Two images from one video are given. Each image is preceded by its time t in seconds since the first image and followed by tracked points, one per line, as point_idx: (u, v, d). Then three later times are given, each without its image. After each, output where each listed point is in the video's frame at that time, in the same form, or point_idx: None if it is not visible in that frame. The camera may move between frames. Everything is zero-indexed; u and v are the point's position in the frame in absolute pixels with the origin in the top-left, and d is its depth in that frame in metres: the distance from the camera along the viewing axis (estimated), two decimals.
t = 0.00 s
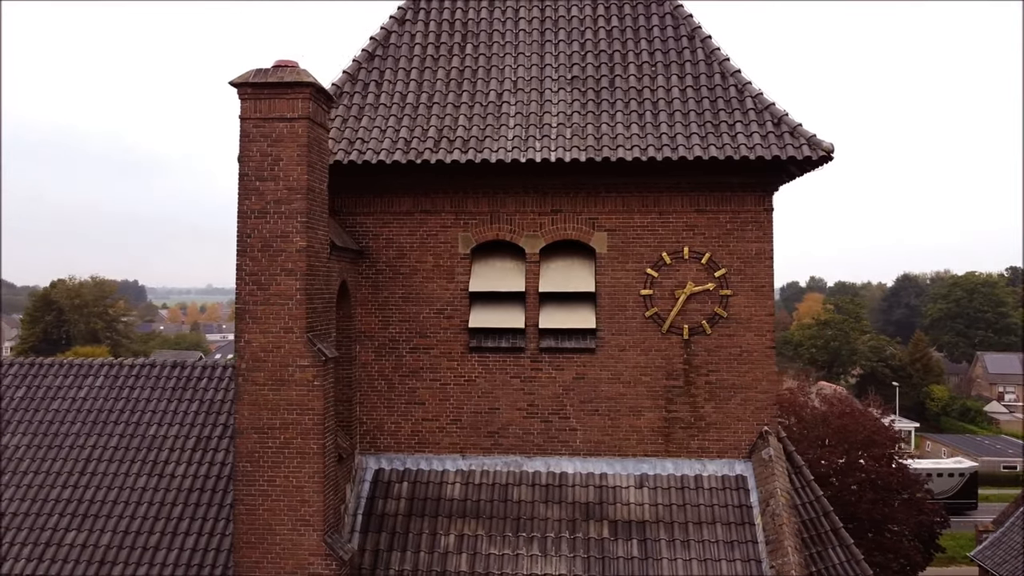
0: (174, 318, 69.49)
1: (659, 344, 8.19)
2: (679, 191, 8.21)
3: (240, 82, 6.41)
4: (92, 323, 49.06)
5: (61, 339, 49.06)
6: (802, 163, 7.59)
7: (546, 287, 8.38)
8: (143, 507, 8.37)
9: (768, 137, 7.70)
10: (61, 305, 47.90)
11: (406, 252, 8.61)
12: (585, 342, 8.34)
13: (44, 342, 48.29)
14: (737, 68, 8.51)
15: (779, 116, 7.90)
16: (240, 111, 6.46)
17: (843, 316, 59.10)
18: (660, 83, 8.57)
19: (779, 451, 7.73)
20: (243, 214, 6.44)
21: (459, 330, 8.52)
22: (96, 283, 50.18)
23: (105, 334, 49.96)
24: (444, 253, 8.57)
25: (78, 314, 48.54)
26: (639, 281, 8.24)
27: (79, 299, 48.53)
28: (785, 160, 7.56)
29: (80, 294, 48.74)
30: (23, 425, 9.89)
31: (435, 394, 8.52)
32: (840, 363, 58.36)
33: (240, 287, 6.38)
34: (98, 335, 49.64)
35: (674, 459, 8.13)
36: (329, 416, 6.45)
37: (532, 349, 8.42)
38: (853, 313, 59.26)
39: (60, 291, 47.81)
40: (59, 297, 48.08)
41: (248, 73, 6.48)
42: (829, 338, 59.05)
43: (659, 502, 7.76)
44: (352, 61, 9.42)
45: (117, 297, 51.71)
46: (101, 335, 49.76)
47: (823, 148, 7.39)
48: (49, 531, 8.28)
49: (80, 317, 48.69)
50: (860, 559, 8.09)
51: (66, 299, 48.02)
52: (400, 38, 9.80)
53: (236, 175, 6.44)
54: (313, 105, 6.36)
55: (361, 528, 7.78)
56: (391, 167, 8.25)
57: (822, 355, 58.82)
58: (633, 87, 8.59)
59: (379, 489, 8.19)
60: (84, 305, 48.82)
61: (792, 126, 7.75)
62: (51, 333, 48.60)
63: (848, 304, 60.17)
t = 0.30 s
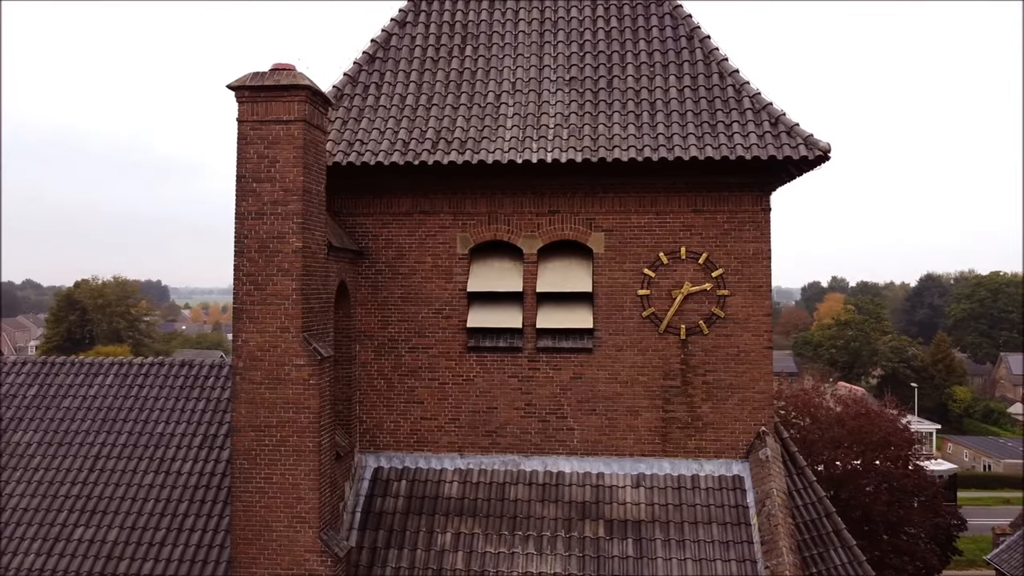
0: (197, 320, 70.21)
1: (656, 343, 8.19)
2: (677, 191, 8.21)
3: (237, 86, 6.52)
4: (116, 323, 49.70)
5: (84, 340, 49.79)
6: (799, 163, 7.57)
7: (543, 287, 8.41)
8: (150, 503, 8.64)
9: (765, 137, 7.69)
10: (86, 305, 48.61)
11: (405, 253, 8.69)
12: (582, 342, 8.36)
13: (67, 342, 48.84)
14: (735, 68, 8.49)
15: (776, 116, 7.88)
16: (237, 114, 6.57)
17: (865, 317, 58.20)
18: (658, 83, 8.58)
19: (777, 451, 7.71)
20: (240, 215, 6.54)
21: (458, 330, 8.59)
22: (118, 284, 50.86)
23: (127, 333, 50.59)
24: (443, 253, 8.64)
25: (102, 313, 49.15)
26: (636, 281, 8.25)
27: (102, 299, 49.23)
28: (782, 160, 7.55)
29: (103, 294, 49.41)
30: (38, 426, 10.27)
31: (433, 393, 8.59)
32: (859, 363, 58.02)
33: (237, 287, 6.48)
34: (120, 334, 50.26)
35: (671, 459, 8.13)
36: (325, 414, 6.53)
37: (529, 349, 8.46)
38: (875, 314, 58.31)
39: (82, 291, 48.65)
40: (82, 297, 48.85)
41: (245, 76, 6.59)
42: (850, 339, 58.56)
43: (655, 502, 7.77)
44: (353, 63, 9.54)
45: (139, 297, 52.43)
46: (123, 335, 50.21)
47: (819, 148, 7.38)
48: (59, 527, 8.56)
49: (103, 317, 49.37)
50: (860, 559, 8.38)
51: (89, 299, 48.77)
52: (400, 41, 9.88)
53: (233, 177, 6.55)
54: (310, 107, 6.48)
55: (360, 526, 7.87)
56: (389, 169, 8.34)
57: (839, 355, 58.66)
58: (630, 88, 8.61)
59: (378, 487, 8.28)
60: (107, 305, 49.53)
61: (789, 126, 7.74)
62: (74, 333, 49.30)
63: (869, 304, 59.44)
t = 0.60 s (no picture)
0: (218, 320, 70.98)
1: (653, 343, 8.19)
2: (674, 192, 8.21)
3: (235, 89, 6.63)
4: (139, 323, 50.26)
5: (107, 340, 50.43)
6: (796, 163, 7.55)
7: (540, 287, 8.45)
8: (156, 500, 8.84)
9: (762, 137, 7.67)
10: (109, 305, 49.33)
11: (404, 253, 8.76)
12: (580, 342, 8.39)
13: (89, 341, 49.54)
14: (733, 67, 8.47)
15: (774, 116, 7.86)
16: (235, 117, 6.68)
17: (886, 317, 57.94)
18: (655, 84, 8.59)
19: (773, 451, 7.70)
20: (238, 216, 6.64)
21: (456, 330, 8.65)
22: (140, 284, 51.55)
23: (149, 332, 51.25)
24: (441, 254, 8.71)
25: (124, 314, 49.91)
26: (633, 281, 8.26)
27: (124, 299, 49.98)
28: (778, 159, 7.52)
29: (125, 294, 50.16)
30: (51, 424, 10.57)
31: (432, 392, 8.66)
32: (880, 365, 57.30)
33: (235, 287, 6.58)
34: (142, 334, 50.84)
35: (668, 459, 8.14)
36: (321, 412, 6.61)
37: (527, 348, 8.50)
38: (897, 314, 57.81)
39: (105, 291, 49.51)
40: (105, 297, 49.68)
41: (244, 79, 6.70)
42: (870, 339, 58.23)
43: (651, 502, 7.78)
44: (354, 66, 9.65)
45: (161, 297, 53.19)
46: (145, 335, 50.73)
47: (816, 147, 7.35)
48: (69, 523, 8.80)
49: (126, 317, 50.01)
50: (862, 560, 8.61)
51: (112, 300, 49.55)
52: (401, 43, 9.97)
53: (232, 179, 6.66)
54: (305, 108, 6.56)
55: (358, 523, 7.96)
56: (388, 170, 8.42)
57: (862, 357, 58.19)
58: (628, 88, 8.62)
59: (377, 485, 8.36)
60: (130, 305, 50.25)
61: (786, 126, 7.71)
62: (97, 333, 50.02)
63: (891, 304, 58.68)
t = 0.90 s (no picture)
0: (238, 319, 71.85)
1: (650, 344, 8.20)
2: (671, 192, 8.22)
3: (233, 92, 6.73)
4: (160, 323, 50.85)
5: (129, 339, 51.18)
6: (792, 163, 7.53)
7: (537, 288, 8.49)
8: (162, 497, 9.03)
9: (758, 137, 7.66)
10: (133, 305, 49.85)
11: (403, 254, 8.84)
12: (577, 342, 8.43)
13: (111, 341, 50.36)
14: (731, 67, 8.46)
15: (770, 116, 7.84)
16: (233, 119, 6.78)
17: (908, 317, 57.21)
18: (653, 84, 8.60)
19: (770, 452, 7.67)
20: (236, 218, 6.74)
21: (454, 330, 8.71)
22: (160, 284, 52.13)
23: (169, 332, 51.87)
24: (440, 255, 8.78)
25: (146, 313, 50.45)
26: (630, 281, 8.27)
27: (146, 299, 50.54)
28: (774, 159, 7.50)
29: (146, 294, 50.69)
30: (63, 422, 10.81)
31: (430, 392, 8.73)
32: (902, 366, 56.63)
33: (233, 287, 6.69)
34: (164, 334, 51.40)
35: (664, 459, 8.15)
36: (317, 411, 6.70)
37: (524, 348, 8.54)
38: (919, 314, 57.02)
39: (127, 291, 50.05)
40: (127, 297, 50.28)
41: (241, 82, 6.80)
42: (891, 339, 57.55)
43: (647, 502, 7.80)
44: (355, 68, 9.75)
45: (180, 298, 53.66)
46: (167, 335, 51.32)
47: (812, 147, 7.32)
48: (78, 519, 9.00)
49: (147, 317, 50.56)
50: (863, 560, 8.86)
51: (134, 300, 50.20)
52: (401, 45, 10.06)
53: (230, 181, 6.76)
54: (302, 111, 6.67)
55: (357, 521, 8.05)
56: (387, 171, 8.50)
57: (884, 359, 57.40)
58: (625, 89, 8.65)
59: (375, 483, 8.45)
60: (152, 305, 50.84)
61: (783, 126, 7.69)
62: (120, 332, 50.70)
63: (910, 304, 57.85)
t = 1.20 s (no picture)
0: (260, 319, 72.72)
1: (647, 344, 8.22)
2: (668, 192, 8.22)
3: (231, 95, 6.85)
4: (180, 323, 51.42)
5: (151, 339, 51.91)
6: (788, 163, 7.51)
7: (534, 288, 8.54)
8: (170, 494, 9.51)
9: (754, 137, 7.65)
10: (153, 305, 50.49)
11: (402, 254, 8.92)
12: (574, 342, 8.47)
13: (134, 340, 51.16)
14: (729, 67, 8.44)
15: (767, 116, 7.82)
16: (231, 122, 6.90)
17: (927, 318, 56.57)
18: (650, 85, 8.62)
19: (766, 452, 7.66)
20: (234, 219, 6.85)
21: (453, 330, 8.78)
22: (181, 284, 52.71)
23: (190, 331, 52.44)
24: (438, 255, 8.85)
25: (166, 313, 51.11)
26: (627, 282, 8.29)
27: (166, 299, 51.26)
28: (769, 159, 7.50)
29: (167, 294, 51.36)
30: (75, 421, 11.23)
31: (429, 391, 8.80)
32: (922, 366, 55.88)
33: (231, 287, 6.79)
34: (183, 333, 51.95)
35: (661, 458, 8.15)
36: (314, 410, 6.78)
37: (522, 348, 8.59)
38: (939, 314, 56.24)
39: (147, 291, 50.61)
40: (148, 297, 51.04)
41: (239, 86, 6.92)
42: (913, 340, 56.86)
43: (643, 501, 7.81)
44: (355, 71, 9.86)
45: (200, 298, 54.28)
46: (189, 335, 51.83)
47: (808, 147, 7.31)
48: (89, 516, 9.46)
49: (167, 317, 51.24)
50: (865, 561, 9.02)
51: (155, 300, 50.88)
52: (402, 47, 10.16)
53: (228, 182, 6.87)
54: (299, 114, 6.77)
55: (355, 519, 8.14)
56: (386, 173, 8.59)
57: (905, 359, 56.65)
58: (623, 90, 8.67)
59: (374, 481, 8.55)
60: (172, 305, 51.54)
61: (779, 126, 7.68)
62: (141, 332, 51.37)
63: (935, 303, 57.94)
